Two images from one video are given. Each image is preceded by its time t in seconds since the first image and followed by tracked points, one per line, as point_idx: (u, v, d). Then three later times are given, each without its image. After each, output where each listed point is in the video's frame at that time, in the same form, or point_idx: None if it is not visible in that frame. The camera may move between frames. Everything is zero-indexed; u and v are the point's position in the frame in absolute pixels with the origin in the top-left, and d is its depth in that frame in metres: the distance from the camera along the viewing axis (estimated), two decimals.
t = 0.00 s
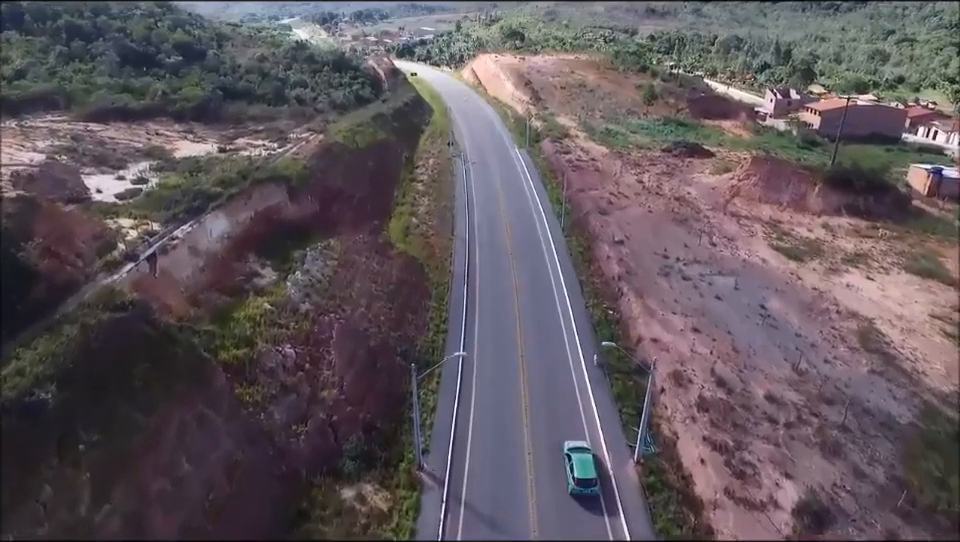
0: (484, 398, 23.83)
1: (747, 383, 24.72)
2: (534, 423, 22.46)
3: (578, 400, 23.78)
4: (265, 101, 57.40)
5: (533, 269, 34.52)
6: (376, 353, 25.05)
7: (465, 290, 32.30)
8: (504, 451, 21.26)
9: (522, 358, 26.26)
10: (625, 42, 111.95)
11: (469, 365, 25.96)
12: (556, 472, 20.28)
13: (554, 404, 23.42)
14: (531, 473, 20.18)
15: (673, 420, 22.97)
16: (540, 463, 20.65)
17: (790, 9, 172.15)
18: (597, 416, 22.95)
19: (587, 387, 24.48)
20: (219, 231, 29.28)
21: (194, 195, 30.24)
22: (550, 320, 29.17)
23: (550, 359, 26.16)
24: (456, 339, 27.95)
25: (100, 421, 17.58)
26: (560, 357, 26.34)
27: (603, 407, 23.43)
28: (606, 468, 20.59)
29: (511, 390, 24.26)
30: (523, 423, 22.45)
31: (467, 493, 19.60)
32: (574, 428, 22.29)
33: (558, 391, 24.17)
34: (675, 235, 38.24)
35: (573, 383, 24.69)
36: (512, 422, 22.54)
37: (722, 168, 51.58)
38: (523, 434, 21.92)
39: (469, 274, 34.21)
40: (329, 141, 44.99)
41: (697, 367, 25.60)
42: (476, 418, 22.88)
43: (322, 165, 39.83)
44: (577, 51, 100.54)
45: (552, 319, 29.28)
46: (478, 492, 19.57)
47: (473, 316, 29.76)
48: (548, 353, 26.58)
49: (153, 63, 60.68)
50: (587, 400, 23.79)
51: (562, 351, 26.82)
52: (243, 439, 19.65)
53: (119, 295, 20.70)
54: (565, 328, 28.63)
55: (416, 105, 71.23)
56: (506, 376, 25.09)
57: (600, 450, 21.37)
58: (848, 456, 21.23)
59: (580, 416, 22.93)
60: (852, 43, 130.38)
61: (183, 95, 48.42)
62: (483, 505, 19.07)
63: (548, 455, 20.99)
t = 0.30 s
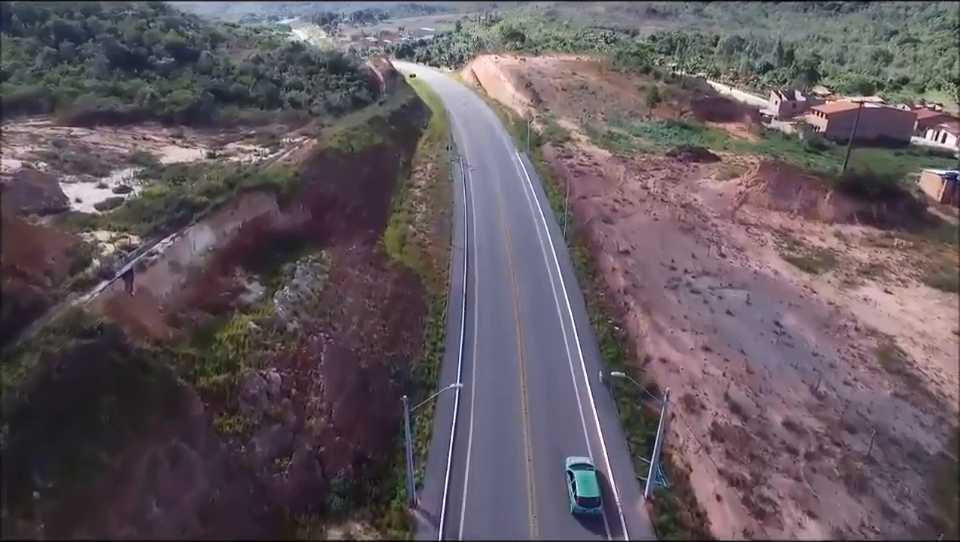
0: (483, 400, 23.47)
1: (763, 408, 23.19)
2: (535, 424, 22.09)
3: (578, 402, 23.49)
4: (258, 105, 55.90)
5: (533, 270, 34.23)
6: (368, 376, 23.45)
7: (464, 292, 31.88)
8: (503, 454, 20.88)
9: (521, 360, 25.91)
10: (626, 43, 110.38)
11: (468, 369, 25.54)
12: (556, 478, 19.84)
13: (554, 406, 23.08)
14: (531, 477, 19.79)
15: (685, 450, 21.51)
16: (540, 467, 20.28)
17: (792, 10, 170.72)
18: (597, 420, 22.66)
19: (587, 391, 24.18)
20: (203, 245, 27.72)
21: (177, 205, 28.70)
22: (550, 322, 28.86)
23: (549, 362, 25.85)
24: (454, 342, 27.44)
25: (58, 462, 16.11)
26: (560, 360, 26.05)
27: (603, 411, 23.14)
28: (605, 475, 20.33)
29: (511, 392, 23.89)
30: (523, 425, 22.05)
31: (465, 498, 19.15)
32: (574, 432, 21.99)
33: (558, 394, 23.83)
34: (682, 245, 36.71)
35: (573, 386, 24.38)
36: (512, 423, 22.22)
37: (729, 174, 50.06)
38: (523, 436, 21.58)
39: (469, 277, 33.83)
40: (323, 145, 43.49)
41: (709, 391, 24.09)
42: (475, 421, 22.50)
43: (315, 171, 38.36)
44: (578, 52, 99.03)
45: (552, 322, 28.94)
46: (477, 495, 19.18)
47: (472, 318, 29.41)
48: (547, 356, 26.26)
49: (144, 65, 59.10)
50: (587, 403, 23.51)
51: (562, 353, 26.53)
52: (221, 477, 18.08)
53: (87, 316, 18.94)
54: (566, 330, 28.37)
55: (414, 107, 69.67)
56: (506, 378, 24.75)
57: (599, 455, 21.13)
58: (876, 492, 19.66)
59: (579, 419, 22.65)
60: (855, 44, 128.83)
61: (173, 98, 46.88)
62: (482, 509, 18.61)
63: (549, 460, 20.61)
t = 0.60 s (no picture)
0: (482, 405, 23.28)
1: (781, 437, 21.78)
2: (534, 429, 21.91)
3: (577, 406, 23.29)
4: (251, 108, 54.42)
5: (533, 272, 33.90)
6: (359, 402, 22.13)
7: (464, 296, 31.53)
8: (503, 459, 20.70)
9: (521, 362, 25.67)
10: (627, 44, 108.81)
11: (467, 373, 25.33)
12: (556, 482, 19.67)
13: (553, 410, 22.87)
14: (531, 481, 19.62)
15: (698, 484, 20.14)
16: (540, 471, 20.13)
17: (793, 10, 169.18)
18: (597, 423, 22.45)
19: (587, 395, 23.95)
20: (185, 260, 26.17)
21: (159, 217, 27.17)
22: (550, 324, 28.62)
23: (549, 365, 25.60)
24: (453, 346, 27.12)
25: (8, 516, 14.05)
26: (560, 363, 25.80)
27: (604, 415, 22.90)
28: (605, 480, 20.19)
29: (510, 395, 23.68)
30: (523, 429, 21.87)
31: (465, 506, 18.99)
32: (574, 435, 21.82)
33: (557, 398, 23.61)
34: (690, 256, 35.21)
35: (573, 390, 24.17)
36: (512, 425, 22.12)
37: (736, 179, 48.57)
38: (523, 439, 21.46)
39: (468, 279, 33.55)
40: (316, 151, 41.99)
41: (724, 417, 22.70)
42: (474, 427, 22.32)
43: (306, 179, 36.87)
44: (579, 53, 97.45)
45: (552, 323, 28.67)
46: (477, 502, 19.03)
47: (470, 321, 29.11)
48: (547, 358, 25.99)
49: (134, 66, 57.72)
50: (587, 406, 23.31)
51: (561, 356, 26.29)
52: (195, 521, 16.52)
53: (50, 347, 17.76)
54: (566, 331, 28.20)
55: (412, 109, 68.12)
56: (505, 381, 24.54)
57: (599, 458, 20.97)
58: (908, 532, 18.10)
59: (579, 422, 22.49)
60: (858, 44, 127.30)
61: (162, 101, 45.34)
62: (482, 514, 18.50)
63: (549, 463, 20.44)
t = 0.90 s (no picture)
0: (480, 412, 22.80)
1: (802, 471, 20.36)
2: (534, 436, 21.48)
3: (577, 412, 22.85)
4: (244, 112, 53.02)
5: (532, 274, 33.38)
6: (348, 432, 20.66)
7: (462, 299, 30.90)
8: (502, 468, 20.27)
9: (520, 368, 25.21)
10: (628, 44, 107.37)
11: (465, 377, 24.84)
12: (556, 486, 19.52)
13: (553, 417, 22.41)
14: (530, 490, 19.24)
15: (714, 525, 18.75)
16: (540, 480, 19.72)
17: (795, 10, 167.85)
18: (597, 430, 22.04)
19: (587, 401, 23.51)
20: (164, 276, 24.61)
21: (139, 229, 25.55)
22: (549, 329, 28.13)
23: (548, 370, 25.13)
24: (451, 351, 26.54)
25: None
26: (559, 368, 25.32)
27: (604, 422, 22.45)
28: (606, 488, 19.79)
29: (509, 402, 23.21)
30: (522, 437, 21.44)
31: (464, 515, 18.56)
32: (574, 443, 21.39)
33: (557, 404, 23.12)
34: (698, 268, 33.73)
35: (573, 396, 23.71)
36: (511, 428, 21.91)
37: (743, 186, 47.10)
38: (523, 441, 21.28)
39: (466, 281, 32.96)
40: (309, 157, 40.50)
41: (740, 450, 21.34)
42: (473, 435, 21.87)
43: (297, 188, 35.36)
44: (580, 54, 95.91)
45: (551, 328, 28.18)
46: (476, 511, 18.61)
47: (468, 326, 28.55)
48: (547, 364, 25.52)
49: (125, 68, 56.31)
50: (587, 412, 22.87)
51: (561, 361, 25.81)
52: None
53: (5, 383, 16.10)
54: (565, 335, 27.73)
55: (410, 113, 66.68)
56: (504, 387, 24.06)
57: (600, 466, 20.57)
58: None
59: (579, 429, 22.07)
60: (861, 45, 125.94)
61: (150, 105, 43.88)
62: (482, 513, 18.47)
63: (549, 472, 20.03)
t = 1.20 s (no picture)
0: (478, 417, 22.40)
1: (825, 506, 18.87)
2: (533, 439, 21.04)
3: (577, 417, 22.44)
4: (236, 115, 51.58)
5: (531, 278, 33.01)
6: (335, 463, 19.22)
7: (460, 305, 30.40)
8: (501, 470, 19.90)
9: (518, 373, 24.84)
10: (630, 45, 105.76)
11: (464, 383, 24.42)
12: (556, 488, 18.99)
13: (553, 421, 21.98)
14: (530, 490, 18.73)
15: None
16: (539, 480, 19.24)
17: (796, 10, 166.49)
18: (597, 434, 21.62)
19: (587, 405, 23.09)
20: (143, 293, 23.26)
21: (117, 242, 24.19)
22: (548, 333, 27.73)
23: (547, 375, 24.75)
24: (449, 358, 26.04)
25: None
26: (559, 374, 24.93)
27: (605, 427, 22.02)
28: (606, 490, 19.27)
29: (508, 406, 22.83)
30: (521, 442, 21.00)
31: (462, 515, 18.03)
32: (573, 446, 20.96)
33: (557, 410, 22.69)
34: (707, 280, 32.26)
35: (573, 400, 23.32)
36: (510, 431, 21.57)
37: (751, 192, 45.60)
38: (522, 444, 20.91)
39: (465, 287, 32.42)
40: (302, 163, 39.04)
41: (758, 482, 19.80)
42: (472, 440, 21.45)
43: (289, 196, 33.93)
44: (581, 55, 94.44)
45: (551, 333, 27.81)
46: (475, 512, 18.10)
47: (467, 332, 28.09)
48: (546, 369, 25.14)
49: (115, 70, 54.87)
50: (587, 417, 22.45)
51: (561, 367, 25.40)
52: None
53: None
54: (565, 339, 27.34)
55: (408, 115, 65.17)
56: (503, 393, 23.63)
57: (600, 469, 20.11)
58: None
59: (579, 433, 21.67)
60: (864, 46, 124.25)
61: (138, 108, 42.40)
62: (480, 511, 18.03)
63: (548, 473, 19.56)
